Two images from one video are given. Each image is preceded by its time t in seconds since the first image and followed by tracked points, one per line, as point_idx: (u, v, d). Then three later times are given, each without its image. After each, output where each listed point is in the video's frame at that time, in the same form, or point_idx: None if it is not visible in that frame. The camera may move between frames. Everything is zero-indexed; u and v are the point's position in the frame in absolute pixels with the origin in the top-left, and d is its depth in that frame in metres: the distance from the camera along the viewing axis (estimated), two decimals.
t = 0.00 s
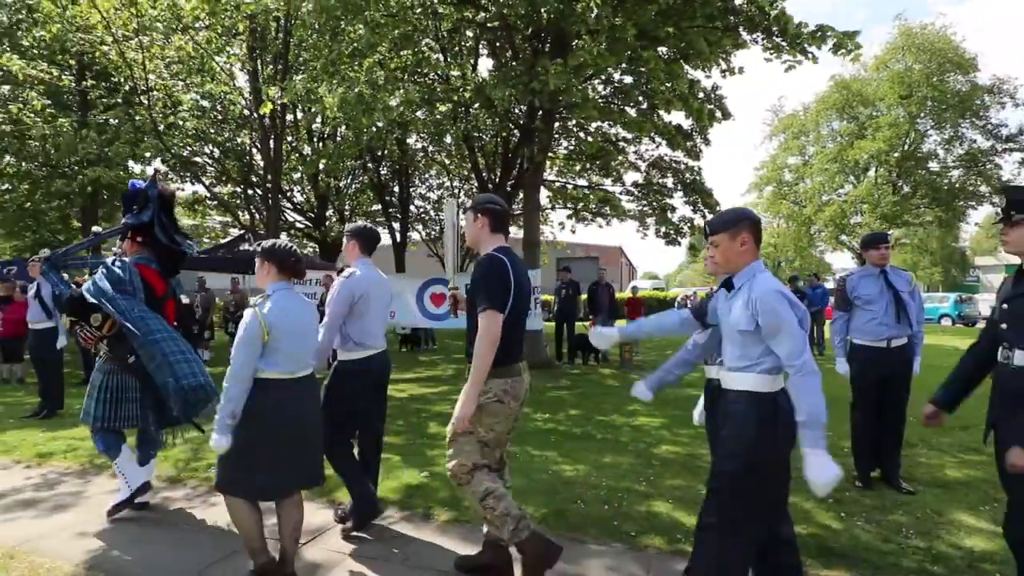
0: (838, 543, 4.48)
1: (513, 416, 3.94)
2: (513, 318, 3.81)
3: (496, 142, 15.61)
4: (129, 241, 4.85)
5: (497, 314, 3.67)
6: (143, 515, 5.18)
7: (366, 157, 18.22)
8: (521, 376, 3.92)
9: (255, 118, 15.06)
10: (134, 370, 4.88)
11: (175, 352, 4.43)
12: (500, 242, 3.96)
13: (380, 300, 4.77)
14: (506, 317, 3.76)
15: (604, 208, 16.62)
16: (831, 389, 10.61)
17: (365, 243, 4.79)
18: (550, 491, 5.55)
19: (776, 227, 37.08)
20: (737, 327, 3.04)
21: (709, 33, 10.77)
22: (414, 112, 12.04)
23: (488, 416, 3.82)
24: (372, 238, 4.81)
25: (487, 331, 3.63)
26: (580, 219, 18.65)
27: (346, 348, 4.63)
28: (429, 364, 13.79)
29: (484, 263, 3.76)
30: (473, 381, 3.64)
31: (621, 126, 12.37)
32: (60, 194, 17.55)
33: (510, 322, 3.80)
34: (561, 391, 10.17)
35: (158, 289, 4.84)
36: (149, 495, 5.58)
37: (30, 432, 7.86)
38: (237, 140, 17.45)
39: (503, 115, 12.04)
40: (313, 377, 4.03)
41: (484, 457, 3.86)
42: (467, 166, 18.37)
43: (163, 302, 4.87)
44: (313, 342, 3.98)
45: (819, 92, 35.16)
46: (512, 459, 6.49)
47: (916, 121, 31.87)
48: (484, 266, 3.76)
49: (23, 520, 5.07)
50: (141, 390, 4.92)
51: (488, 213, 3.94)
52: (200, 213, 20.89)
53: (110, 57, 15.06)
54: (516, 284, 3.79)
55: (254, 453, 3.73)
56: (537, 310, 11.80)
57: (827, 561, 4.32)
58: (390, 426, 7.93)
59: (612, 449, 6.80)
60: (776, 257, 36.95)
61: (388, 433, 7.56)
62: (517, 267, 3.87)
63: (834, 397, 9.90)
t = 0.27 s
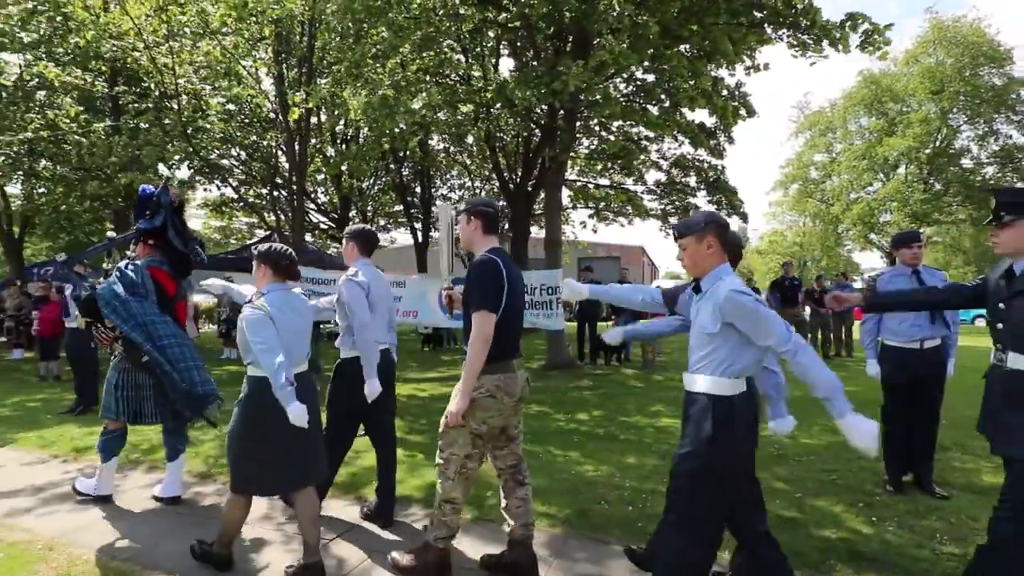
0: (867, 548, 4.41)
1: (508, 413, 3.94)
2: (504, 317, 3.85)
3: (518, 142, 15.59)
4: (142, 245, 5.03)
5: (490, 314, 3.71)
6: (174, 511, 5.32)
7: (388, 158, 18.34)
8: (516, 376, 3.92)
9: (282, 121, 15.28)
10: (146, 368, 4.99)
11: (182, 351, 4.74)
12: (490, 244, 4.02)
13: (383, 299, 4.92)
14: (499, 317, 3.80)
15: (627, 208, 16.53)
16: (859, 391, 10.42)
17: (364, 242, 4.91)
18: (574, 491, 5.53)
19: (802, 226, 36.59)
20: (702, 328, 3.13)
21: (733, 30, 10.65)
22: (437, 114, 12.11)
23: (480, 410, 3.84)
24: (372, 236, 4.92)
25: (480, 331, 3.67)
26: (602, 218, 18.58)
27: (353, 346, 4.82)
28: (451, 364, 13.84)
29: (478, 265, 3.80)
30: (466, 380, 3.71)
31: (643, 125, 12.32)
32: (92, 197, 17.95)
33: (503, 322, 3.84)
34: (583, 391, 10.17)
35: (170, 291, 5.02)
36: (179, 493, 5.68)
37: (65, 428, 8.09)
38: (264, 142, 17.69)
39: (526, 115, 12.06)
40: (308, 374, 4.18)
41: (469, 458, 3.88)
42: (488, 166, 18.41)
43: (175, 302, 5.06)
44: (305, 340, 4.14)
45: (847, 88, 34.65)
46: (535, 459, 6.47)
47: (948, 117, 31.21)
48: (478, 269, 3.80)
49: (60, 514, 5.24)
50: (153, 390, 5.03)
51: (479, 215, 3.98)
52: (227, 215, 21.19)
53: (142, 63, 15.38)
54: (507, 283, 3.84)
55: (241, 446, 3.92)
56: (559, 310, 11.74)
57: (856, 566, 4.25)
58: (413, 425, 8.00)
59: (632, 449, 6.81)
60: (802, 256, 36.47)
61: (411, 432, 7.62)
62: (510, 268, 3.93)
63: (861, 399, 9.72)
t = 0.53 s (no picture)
0: (904, 555, 4.32)
1: (496, 413, 4.04)
2: (487, 319, 3.95)
3: (545, 142, 15.56)
4: (156, 246, 5.47)
5: (474, 317, 3.84)
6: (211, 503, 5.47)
7: (416, 158, 18.45)
8: (500, 377, 4.03)
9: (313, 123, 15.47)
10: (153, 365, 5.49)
11: (179, 354, 5.28)
12: (480, 247, 4.11)
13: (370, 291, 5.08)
14: (483, 320, 3.92)
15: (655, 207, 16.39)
16: (896, 394, 10.19)
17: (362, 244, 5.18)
18: (602, 492, 5.50)
19: (837, 224, 35.93)
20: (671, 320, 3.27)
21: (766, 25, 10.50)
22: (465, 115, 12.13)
23: (463, 409, 3.96)
24: (372, 240, 5.22)
25: (464, 334, 3.80)
26: (630, 218, 18.48)
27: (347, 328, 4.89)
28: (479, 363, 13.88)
29: (464, 268, 3.92)
30: (451, 381, 3.86)
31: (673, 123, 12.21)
32: (131, 199, 18.37)
33: (487, 325, 3.96)
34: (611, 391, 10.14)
35: (180, 291, 5.47)
36: (214, 489, 5.80)
37: (106, 423, 8.33)
38: (295, 143, 17.91)
39: (554, 115, 12.03)
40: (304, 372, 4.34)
41: (455, 458, 3.98)
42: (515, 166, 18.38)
43: (185, 302, 5.50)
44: (301, 341, 4.27)
45: (884, 82, 33.90)
46: (563, 459, 6.45)
47: (990, 112, 30.30)
48: (463, 272, 3.91)
49: (103, 505, 5.44)
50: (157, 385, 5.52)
51: (469, 217, 4.09)
52: (259, 216, 21.50)
53: (178, 68, 15.72)
54: (490, 285, 3.95)
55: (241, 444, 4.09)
56: (587, 309, 11.67)
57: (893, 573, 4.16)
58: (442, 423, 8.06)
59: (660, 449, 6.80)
60: (836, 255, 35.82)
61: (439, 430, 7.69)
62: (496, 271, 4.04)
63: (899, 403, 9.50)
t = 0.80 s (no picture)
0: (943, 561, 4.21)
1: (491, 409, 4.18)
2: (479, 317, 4.08)
3: (569, 140, 15.50)
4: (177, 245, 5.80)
5: (457, 314, 3.97)
6: (243, 499, 5.55)
7: (442, 159, 18.53)
8: (495, 373, 4.17)
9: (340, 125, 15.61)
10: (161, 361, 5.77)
11: (185, 349, 5.58)
12: (477, 244, 4.24)
13: (383, 300, 5.27)
14: (468, 319, 4.06)
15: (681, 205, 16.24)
16: (931, 396, 9.94)
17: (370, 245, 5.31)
18: (630, 492, 5.45)
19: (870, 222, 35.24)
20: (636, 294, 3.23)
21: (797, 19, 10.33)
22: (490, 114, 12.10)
23: (461, 405, 4.11)
24: (378, 241, 5.31)
25: (444, 329, 3.93)
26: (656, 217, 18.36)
27: (362, 340, 5.13)
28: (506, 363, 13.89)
29: (453, 268, 4.07)
30: (431, 374, 4.00)
31: (700, 120, 12.05)
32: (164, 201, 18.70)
33: (476, 322, 4.09)
34: (638, 391, 10.04)
35: (196, 289, 5.76)
36: (246, 485, 5.88)
37: (141, 420, 8.49)
38: (322, 145, 18.06)
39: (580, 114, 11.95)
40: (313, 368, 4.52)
41: (458, 455, 4.14)
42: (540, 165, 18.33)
43: (199, 300, 5.78)
44: (308, 333, 4.45)
45: (918, 76, 33.17)
46: (589, 459, 6.41)
47: None
48: (455, 273, 4.07)
49: (138, 500, 5.54)
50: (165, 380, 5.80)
51: (464, 215, 4.21)
52: (288, 217, 21.73)
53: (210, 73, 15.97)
54: (481, 282, 4.08)
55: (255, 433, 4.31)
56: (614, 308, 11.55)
57: None
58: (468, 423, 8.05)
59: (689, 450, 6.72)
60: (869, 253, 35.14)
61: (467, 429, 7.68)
62: (488, 268, 4.18)
63: (935, 405, 9.27)
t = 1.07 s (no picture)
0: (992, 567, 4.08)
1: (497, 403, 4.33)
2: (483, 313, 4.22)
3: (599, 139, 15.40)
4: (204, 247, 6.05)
5: (459, 314, 4.11)
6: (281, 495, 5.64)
7: (472, 159, 18.60)
8: (502, 370, 4.33)
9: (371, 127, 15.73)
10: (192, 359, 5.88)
11: (211, 344, 5.69)
12: (479, 246, 4.32)
13: (403, 297, 5.36)
14: (472, 316, 4.20)
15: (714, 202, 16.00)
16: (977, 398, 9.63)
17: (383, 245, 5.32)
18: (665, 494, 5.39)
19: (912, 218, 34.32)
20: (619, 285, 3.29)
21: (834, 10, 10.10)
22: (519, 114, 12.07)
23: (472, 400, 4.26)
24: (389, 241, 5.31)
25: (446, 327, 4.08)
26: (688, 215, 18.18)
27: (379, 337, 5.29)
28: (538, 362, 13.87)
29: (454, 268, 4.18)
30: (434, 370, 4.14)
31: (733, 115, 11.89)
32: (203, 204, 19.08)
33: (480, 321, 4.23)
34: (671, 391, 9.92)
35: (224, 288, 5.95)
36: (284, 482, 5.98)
37: (183, 416, 8.69)
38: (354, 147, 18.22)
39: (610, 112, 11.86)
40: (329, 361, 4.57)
41: (474, 444, 4.23)
42: (571, 164, 18.25)
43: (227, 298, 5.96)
44: (327, 328, 4.48)
45: (963, 66, 32.20)
46: (623, 459, 6.35)
47: None
48: (455, 272, 4.18)
49: (181, 494, 5.67)
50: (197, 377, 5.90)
51: (467, 218, 4.29)
52: (321, 219, 21.97)
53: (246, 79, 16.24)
54: (481, 283, 4.20)
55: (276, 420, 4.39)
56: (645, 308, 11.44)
57: None
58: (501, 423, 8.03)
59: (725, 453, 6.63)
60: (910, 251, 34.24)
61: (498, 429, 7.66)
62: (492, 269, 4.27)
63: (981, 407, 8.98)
